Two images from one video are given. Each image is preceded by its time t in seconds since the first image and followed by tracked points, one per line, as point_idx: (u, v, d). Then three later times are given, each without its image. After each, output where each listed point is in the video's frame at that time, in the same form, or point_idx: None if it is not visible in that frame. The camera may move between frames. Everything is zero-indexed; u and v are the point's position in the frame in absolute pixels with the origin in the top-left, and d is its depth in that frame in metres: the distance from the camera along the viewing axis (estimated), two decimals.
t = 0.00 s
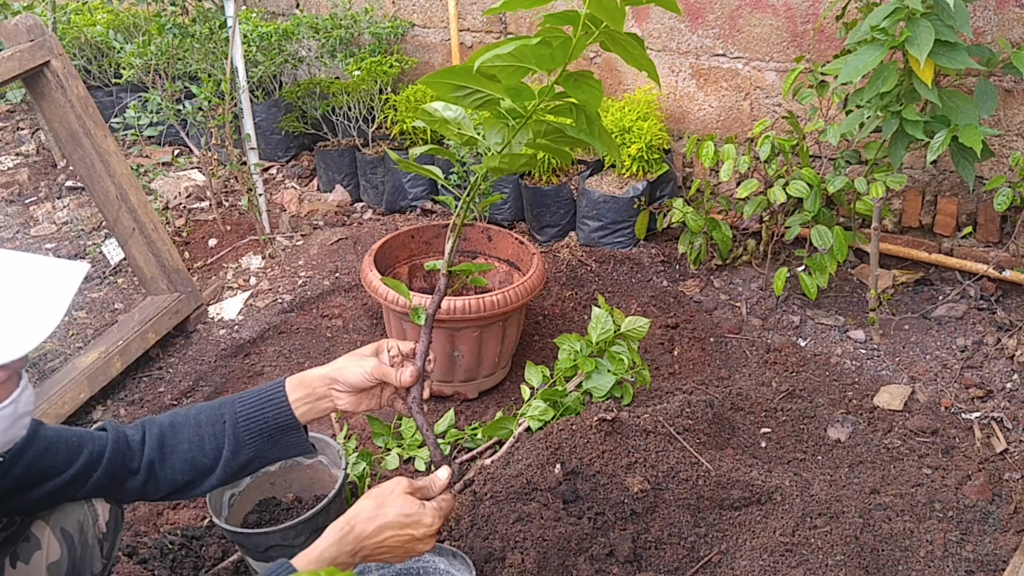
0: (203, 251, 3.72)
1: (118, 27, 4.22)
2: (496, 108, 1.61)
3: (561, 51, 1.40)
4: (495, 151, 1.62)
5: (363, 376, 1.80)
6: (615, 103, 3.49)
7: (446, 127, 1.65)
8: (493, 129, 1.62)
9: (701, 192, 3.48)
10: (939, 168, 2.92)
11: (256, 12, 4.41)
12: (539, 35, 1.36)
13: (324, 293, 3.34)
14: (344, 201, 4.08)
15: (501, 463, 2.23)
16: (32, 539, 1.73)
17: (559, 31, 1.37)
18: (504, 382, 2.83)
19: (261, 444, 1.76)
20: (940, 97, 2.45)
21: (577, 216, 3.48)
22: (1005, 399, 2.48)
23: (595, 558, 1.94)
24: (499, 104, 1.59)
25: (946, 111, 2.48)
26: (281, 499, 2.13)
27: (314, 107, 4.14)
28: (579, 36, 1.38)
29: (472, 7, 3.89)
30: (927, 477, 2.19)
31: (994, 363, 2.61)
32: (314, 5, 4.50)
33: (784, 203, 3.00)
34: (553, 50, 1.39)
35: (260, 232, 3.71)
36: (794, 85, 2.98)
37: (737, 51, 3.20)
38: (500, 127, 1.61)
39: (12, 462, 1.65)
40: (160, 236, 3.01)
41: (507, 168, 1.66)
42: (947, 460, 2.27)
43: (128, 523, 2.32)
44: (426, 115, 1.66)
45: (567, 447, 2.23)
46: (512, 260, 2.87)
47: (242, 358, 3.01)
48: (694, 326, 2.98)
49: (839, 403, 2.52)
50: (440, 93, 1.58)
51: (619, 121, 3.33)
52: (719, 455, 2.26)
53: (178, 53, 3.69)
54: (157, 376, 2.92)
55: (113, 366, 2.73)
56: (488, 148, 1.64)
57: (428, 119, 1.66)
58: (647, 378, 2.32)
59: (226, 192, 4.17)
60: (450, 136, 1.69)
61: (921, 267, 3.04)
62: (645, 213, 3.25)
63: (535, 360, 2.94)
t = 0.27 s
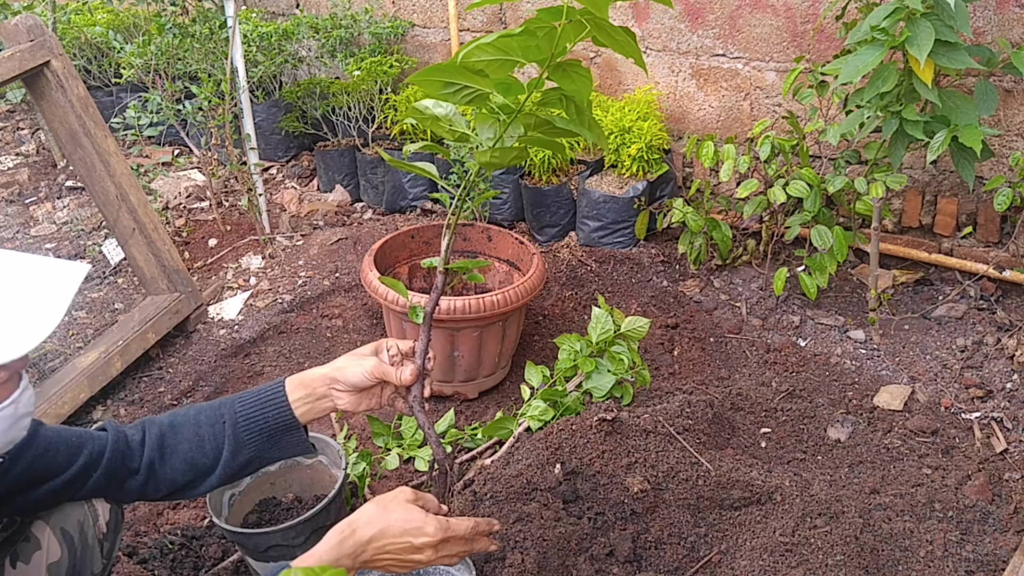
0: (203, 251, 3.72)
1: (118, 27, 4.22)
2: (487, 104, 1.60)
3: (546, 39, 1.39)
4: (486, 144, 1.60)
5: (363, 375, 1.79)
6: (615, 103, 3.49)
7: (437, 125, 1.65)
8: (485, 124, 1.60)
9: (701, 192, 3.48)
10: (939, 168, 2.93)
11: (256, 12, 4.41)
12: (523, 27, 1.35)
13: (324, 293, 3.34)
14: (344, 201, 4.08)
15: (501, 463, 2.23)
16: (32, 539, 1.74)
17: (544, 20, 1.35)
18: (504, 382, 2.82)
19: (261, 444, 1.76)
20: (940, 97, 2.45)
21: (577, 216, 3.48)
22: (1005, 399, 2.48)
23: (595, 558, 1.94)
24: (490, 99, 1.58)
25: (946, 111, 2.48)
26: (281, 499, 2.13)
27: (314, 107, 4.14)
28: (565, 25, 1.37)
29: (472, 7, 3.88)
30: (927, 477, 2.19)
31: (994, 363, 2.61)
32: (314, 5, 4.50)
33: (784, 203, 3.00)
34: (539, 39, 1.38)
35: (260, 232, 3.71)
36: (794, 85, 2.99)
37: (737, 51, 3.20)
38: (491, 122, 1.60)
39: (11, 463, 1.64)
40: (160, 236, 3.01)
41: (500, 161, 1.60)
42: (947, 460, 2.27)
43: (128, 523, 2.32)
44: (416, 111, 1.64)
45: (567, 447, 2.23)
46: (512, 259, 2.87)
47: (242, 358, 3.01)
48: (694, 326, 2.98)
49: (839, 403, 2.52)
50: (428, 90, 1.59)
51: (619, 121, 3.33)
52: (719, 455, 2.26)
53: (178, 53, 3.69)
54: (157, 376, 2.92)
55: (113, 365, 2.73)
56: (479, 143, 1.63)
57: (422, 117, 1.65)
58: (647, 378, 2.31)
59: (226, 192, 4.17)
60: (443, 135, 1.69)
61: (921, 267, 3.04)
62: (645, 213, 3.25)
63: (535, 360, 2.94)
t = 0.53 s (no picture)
0: (203, 251, 3.72)
1: (118, 27, 4.21)
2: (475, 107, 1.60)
3: (528, 48, 1.39)
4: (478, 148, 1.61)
5: (363, 375, 1.80)
6: (615, 103, 3.49)
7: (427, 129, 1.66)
8: (474, 128, 1.61)
9: (701, 192, 3.48)
10: (939, 168, 2.93)
11: (256, 12, 4.41)
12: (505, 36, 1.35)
13: (324, 293, 3.33)
14: (344, 201, 4.08)
15: (501, 463, 2.23)
16: (31, 539, 1.72)
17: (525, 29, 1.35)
18: (504, 382, 2.82)
19: (260, 444, 1.76)
20: (940, 97, 2.45)
21: (577, 216, 3.48)
22: (1005, 399, 2.48)
23: (595, 558, 1.94)
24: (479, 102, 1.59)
25: (946, 111, 2.48)
26: (281, 499, 2.12)
27: (314, 107, 4.14)
28: (546, 33, 1.37)
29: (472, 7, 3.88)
30: (927, 477, 2.19)
31: (994, 363, 2.61)
32: (314, 5, 4.50)
33: (784, 203, 3.00)
34: (521, 46, 1.38)
35: (260, 232, 3.71)
36: (794, 85, 2.98)
37: (737, 51, 3.20)
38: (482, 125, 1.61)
39: (11, 462, 1.64)
40: (160, 236, 3.01)
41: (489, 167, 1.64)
42: (947, 460, 2.27)
43: (128, 523, 2.32)
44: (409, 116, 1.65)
45: (567, 447, 2.23)
46: (512, 259, 2.87)
47: (242, 358, 3.00)
48: (694, 326, 2.98)
49: (840, 403, 2.52)
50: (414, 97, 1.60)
51: (619, 121, 3.33)
52: (719, 455, 2.26)
53: (178, 53, 3.69)
54: (157, 376, 2.92)
55: (113, 365, 2.73)
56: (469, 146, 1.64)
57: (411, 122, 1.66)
58: (647, 377, 2.31)
59: (226, 192, 4.17)
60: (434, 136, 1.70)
61: (921, 267, 3.04)
62: (645, 213, 3.25)
63: (535, 360, 2.94)
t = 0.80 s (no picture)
0: (203, 251, 3.72)
1: (117, 27, 4.21)
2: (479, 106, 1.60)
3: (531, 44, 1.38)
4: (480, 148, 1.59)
5: (363, 377, 1.80)
6: (615, 103, 3.49)
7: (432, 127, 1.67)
8: (478, 128, 1.60)
9: (701, 192, 3.48)
10: (939, 168, 2.93)
11: (256, 11, 4.41)
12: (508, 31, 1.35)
13: (324, 293, 3.33)
14: (344, 201, 4.08)
15: (501, 463, 2.23)
16: (31, 540, 1.73)
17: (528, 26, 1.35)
18: (504, 382, 2.83)
19: (261, 445, 1.76)
20: (940, 97, 2.45)
21: (577, 216, 3.48)
22: (1005, 399, 2.48)
23: (595, 558, 1.93)
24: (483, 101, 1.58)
25: (946, 111, 2.48)
26: (281, 499, 2.13)
27: (314, 107, 4.13)
28: (549, 30, 1.37)
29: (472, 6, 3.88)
30: (927, 477, 2.19)
31: (994, 363, 2.61)
32: (314, 5, 4.50)
33: (784, 203, 3.00)
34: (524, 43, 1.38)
35: (260, 232, 3.71)
36: (794, 85, 2.99)
37: (737, 51, 3.20)
38: (484, 125, 1.60)
39: (11, 462, 1.64)
40: (160, 236, 3.01)
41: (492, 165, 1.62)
42: (947, 460, 2.27)
43: (128, 523, 2.32)
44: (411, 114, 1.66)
45: (567, 447, 2.23)
46: (512, 259, 2.87)
47: (242, 358, 3.00)
48: (694, 326, 2.98)
49: (840, 403, 2.52)
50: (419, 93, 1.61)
51: (619, 121, 3.33)
52: (719, 455, 2.26)
53: (178, 53, 3.69)
54: (157, 376, 2.92)
55: (113, 365, 2.73)
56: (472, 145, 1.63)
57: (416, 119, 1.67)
58: (647, 378, 2.31)
59: (226, 192, 4.17)
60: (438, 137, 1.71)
61: (921, 267, 3.04)
62: (645, 213, 3.25)
63: (535, 360, 2.94)
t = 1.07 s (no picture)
0: (203, 251, 3.72)
1: (117, 27, 4.21)
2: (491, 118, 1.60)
3: (557, 67, 1.39)
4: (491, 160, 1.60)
5: (364, 381, 1.79)
6: (615, 103, 3.49)
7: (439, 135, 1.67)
8: (488, 139, 1.62)
9: (701, 192, 3.48)
10: (939, 168, 2.93)
11: (256, 11, 4.41)
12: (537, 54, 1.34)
13: (324, 293, 3.33)
14: (344, 201, 4.08)
15: (501, 463, 2.23)
16: (30, 539, 1.71)
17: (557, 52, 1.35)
18: (504, 382, 2.83)
19: (261, 446, 1.76)
20: (940, 97, 2.45)
21: (577, 216, 3.48)
22: (1005, 399, 2.48)
23: (595, 558, 1.93)
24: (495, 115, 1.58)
25: (947, 111, 2.48)
26: (281, 499, 2.13)
27: (314, 107, 4.13)
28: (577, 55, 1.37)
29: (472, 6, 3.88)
30: (927, 477, 2.19)
31: (994, 363, 2.61)
32: (314, 5, 4.50)
33: (784, 203, 3.00)
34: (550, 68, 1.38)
35: (260, 232, 3.71)
36: (794, 85, 2.98)
37: (737, 51, 3.20)
38: (495, 137, 1.61)
39: (11, 460, 1.65)
40: (160, 236, 3.01)
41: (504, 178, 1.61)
42: (947, 460, 2.27)
43: (128, 523, 2.32)
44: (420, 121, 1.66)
45: (567, 447, 2.23)
46: (512, 260, 2.87)
47: (242, 358, 3.00)
48: (694, 326, 2.98)
49: (840, 403, 2.52)
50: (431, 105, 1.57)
51: (619, 121, 3.33)
52: (719, 455, 2.26)
53: (178, 52, 3.69)
54: (157, 376, 2.92)
55: (113, 365, 2.73)
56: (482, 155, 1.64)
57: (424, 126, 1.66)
58: (647, 378, 2.31)
59: (226, 192, 4.17)
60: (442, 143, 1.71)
61: (921, 267, 3.04)
62: (645, 213, 3.25)
63: (535, 360, 2.94)
